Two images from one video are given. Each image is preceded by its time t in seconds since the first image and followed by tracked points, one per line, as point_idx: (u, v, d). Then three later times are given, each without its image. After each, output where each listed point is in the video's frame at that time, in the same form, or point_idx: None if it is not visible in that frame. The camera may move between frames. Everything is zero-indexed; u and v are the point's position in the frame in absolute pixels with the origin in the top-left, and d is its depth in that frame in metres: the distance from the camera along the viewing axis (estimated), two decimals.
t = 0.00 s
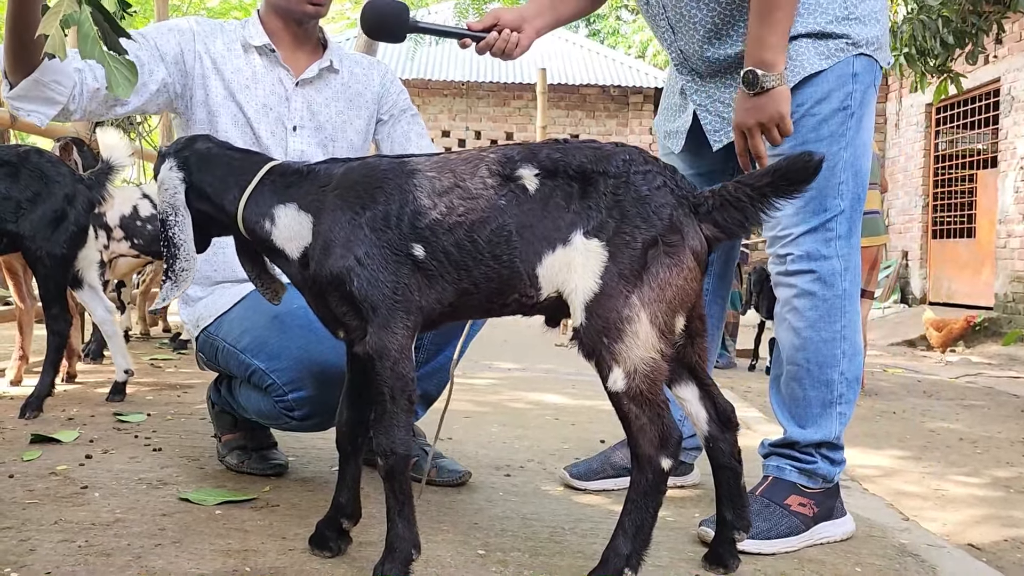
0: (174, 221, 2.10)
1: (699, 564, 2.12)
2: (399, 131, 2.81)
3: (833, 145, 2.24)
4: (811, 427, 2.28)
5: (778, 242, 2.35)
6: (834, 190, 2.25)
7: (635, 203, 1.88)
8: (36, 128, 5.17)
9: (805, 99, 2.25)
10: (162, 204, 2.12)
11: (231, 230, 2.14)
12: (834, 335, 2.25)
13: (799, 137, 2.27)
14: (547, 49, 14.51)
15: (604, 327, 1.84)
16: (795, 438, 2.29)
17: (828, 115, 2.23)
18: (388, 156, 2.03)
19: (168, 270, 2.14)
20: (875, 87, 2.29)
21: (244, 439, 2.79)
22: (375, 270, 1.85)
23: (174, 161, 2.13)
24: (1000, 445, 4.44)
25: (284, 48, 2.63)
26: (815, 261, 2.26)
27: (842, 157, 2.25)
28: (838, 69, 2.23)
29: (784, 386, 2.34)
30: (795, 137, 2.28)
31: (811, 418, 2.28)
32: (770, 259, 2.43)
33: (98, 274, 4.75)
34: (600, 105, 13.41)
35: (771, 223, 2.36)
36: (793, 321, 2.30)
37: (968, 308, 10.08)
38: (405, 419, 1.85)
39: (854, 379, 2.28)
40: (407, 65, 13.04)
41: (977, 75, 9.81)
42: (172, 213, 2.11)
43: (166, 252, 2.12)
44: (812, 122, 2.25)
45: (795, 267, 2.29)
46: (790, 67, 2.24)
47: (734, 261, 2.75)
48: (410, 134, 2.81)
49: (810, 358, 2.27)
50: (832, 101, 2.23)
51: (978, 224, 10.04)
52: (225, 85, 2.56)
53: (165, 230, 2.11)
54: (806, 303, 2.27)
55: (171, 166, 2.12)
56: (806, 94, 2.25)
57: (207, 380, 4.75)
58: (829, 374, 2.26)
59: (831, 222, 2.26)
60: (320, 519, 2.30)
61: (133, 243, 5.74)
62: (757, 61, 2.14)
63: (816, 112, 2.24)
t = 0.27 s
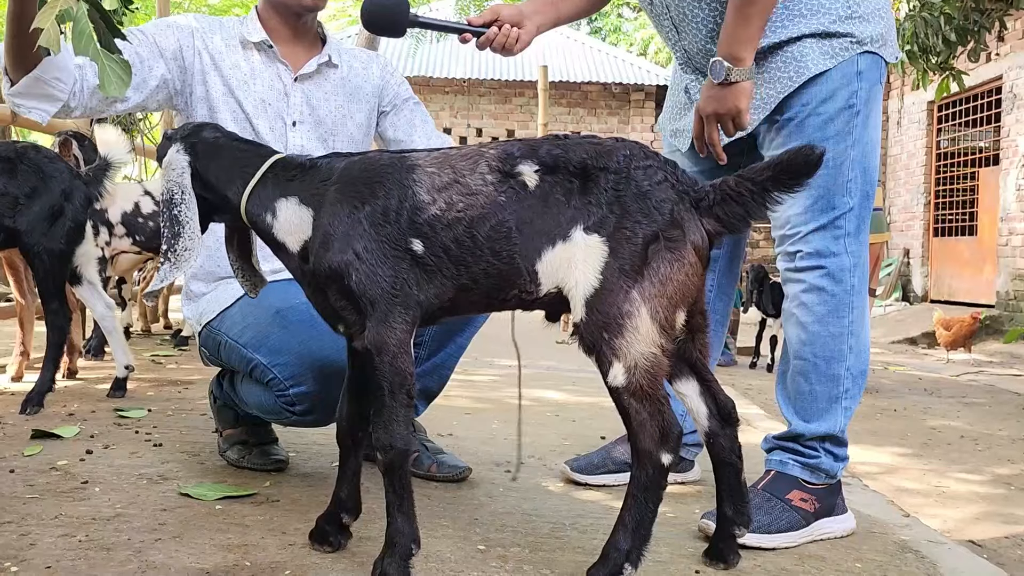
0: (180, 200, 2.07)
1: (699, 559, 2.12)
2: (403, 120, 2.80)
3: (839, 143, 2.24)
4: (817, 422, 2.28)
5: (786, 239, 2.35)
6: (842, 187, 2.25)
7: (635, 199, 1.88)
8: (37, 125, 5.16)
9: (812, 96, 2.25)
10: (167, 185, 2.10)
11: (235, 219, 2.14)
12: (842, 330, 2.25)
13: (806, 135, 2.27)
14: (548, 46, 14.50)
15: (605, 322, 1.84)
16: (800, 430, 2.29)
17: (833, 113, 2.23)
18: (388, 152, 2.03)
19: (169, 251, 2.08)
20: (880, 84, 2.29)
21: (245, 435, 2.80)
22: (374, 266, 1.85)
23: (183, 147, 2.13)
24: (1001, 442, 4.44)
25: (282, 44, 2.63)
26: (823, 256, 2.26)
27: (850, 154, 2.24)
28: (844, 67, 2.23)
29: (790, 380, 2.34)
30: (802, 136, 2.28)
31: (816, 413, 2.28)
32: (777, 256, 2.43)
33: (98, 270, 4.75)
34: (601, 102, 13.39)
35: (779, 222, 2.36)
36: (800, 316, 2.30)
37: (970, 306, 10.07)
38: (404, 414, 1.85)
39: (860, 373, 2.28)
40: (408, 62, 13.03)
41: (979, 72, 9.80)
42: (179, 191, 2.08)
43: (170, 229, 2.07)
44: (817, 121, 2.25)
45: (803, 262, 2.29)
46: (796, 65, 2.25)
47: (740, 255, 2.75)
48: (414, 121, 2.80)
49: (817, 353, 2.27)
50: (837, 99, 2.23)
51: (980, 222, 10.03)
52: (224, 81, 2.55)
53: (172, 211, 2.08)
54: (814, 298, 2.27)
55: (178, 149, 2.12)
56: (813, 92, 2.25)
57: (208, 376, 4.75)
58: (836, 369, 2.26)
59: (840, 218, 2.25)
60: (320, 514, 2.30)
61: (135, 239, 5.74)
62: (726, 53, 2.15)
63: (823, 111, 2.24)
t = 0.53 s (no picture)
0: (180, 204, 2.13)
1: (702, 553, 2.12)
2: (409, 104, 2.80)
3: (849, 138, 2.23)
4: (821, 418, 2.28)
5: (793, 234, 2.35)
6: (851, 183, 2.25)
7: (638, 192, 1.88)
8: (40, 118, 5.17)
9: (822, 91, 2.25)
10: (168, 186, 2.13)
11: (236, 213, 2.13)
12: (848, 326, 2.25)
13: (816, 130, 2.26)
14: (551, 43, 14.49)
15: (607, 315, 1.84)
16: (805, 426, 2.29)
17: (844, 108, 2.23)
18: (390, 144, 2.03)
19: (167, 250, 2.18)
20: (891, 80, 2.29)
21: (249, 428, 2.80)
22: (377, 258, 1.85)
23: (183, 146, 2.13)
24: (1003, 440, 4.44)
25: (288, 37, 2.62)
26: (830, 252, 2.26)
27: (859, 150, 2.24)
28: (854, 63, 2.23)
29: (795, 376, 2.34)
30: (812, 131, 2.28)
31: (821, 409, 2.28)
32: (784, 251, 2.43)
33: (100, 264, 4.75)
34: (604, 99, 13.38)
35: (789, 217, 2.37)
36: (806, 311, 2.30)
37: (972, 305, 10.07)
38: (407, 406, 1.85)
39: (866, 369, 2.28)
40: (411, 58, 13.03)
41: (982, 70, 9.79)
42: (178, 196, 2.13)
43: (169, 234, 2.15)
44: (827, 116, 2.25)
45: (810, 258, 2.29)
46: (807, 60, 2.25)
47: (749, 252, 2.74)
48: (421, 103, 2.80)
49: (823, 349, 2.27)
50: (848, 94, 2.23)
51: (983, 220, 10.02)
52: (230, 74, 2.56)
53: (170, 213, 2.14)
54: (820, 293, 2.27)
55: (178, 148, 2.13)
56: (823, 87, 2.25)
57: (211, 371, 4.76)
58: (841, 364, 2.26)
59: (848, 214, 2.25)
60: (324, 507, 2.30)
61: (138, 234, 5.74)
62: (729, 45, 2.13)
63: (833, 106, 2.24)
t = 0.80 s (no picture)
0: (185, 196, 2.11)
1: (705, 547, 2.12)
2: (414, 102, 2.82)
3: (858, 134, 2.23)
4: (825, 413, 2.28)
5: (801, 230, 2.35)
6: (859, 178, 2.24)
7: (639, 185, 1.88)
8: (43, 112, 5.18)
9: (833, 87, 2.25)
10: (172, 180, 2.13)
11: (237, 208, 2.14)
12: (855, 321, 2.25)
13: (826, 125, 2.26)
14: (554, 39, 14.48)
15: (609, 309, 1.84)
16: (808, 422, 2.29)
17: (854, 104, 2.23)
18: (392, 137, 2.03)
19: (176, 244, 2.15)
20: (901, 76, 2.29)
21: (252, 422, 2.81)
22: (379, 251, 1.85)
23: (185, 138, 2.14)
24: (1006, 437, 4.44)
25: (293, 30, 2.62)
26: (838, 247, 2.26)
27: (868, 146, 2.23)
28: (865, 58, 2.22)
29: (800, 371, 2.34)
30: (822, 126, 2.27)
31: (825, 404, 2.28)
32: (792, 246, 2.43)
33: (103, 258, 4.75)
34: (606, 96, 13.36)
35: (795, 212, 2.36)
36: (813, 306, 2.30)
37: (974, 303, 10.06)
38: (410, 399, 1.85)
39: (870, 365, 2.28)
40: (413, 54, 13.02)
41: (986, 68, 9.78)
42: (183, 188, 2.12)
43: (177, 228, 2.13)
44: (837, 111, 2.24)
45: (817, 253, 2.28)
46: (818, 54, 2.24)
47: (754, 248, 2.74)
48: (425, 102, 2.83)
49: (828, 344, 2.27)
50: (859, 89, 2.22)
51: (985, 218, 10.02)
52: (235, 67, 2.55)
53: (175, 206, 2.12)
54: (826, 288, 2.27)
55: (179, 142, 2.13)
56: (834, 82, 2.24)
57: (214, 365, 4.77)
58: (847, 360, 2.26)
59: (857, 210, 2.25)
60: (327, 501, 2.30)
61: (141, 229, 5.74)
62: (728, 23, 2.11)
63: (843, 101, 2.24)
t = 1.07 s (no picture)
0: (180, 193, 2.13)
1: (707, 545, 2.12)
2: (416, 85, 2.79)
3: (865, 132, 2.23)
4: (828, 410, 2.28)
5: (807, 227, 2.35)
6: (865, 176, 2.24)
7: (640, 182, 1.88)
8: (45, 109, 5.17)
9: (841, 85, 2.24)
10: (168, 175, 2.14)
11: (237, 206, 2.13)
12: (859, 320, 2.25)
13: (833, 123, 2.25)
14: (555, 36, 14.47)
15: (611, 306, 1.84)
16: (812, 419, 2.29)
17: (862, 102, 2.22)
18: (394, 134, 2.02)
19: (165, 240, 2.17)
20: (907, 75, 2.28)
21: (254, 420, 2.80)
22: (380, 248, 1.84)
23: (183, 134, 2.14)
24: (1007, 435, 4.44)
25: (294, 27, 2.62)
26: (843, 245, 2.26)
27: (875, 144, 2.23)
28: (873, 56, 2.22)
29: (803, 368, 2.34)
30: (829, 124, 2.26)
31: (829, 401, 2.28)
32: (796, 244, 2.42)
33: (105, 255, 4.75)
34: (608, 93, 13.34)
35: (802, 210, 2.36)
36: (817, 304, 2.29)
37: (976, 301, 10.06)
38: (412, 397, 1.85)
39: (874, 362, 2.28)
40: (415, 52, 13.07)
41: (988, 65, 9.77)
42: (178, 184, 2.13)
43: (167, 222, 2.15)
44: (845, 109, 2.23)
45: (824, 251, 2.28)
46: (826, 52, 2.24)
47: (755, 245, 2.73)
48: (427, 84, 2.79)
49: (833, 341, 2.26)
50: (866, 87, 2.22)
51: (987, 215, 10.01)
52: (238, 65, 2.55)
53: (169, 201, 2.14)
54: (831, 286, 2.26)
55: (179, 138, 2.13)
56: (841, 81, 2.24)
57: (215, 362, 4.77)
58: (851, 358, 2.26)
59: (862, 208, 2.24)
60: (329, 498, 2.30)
61: (143, 226, 5.73)
62: (694, 16, 2.07)
63: (851, 99, 2.23)
